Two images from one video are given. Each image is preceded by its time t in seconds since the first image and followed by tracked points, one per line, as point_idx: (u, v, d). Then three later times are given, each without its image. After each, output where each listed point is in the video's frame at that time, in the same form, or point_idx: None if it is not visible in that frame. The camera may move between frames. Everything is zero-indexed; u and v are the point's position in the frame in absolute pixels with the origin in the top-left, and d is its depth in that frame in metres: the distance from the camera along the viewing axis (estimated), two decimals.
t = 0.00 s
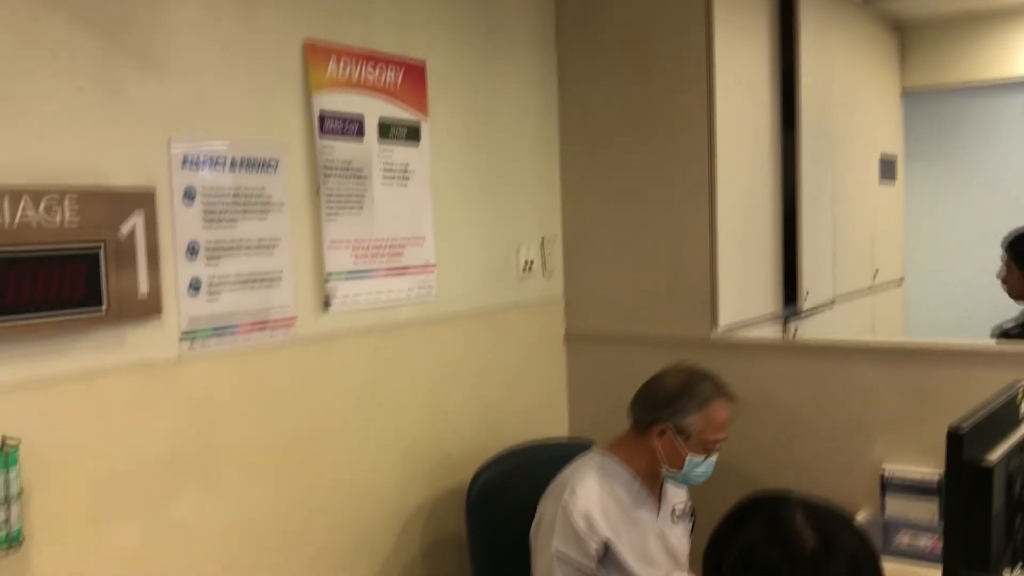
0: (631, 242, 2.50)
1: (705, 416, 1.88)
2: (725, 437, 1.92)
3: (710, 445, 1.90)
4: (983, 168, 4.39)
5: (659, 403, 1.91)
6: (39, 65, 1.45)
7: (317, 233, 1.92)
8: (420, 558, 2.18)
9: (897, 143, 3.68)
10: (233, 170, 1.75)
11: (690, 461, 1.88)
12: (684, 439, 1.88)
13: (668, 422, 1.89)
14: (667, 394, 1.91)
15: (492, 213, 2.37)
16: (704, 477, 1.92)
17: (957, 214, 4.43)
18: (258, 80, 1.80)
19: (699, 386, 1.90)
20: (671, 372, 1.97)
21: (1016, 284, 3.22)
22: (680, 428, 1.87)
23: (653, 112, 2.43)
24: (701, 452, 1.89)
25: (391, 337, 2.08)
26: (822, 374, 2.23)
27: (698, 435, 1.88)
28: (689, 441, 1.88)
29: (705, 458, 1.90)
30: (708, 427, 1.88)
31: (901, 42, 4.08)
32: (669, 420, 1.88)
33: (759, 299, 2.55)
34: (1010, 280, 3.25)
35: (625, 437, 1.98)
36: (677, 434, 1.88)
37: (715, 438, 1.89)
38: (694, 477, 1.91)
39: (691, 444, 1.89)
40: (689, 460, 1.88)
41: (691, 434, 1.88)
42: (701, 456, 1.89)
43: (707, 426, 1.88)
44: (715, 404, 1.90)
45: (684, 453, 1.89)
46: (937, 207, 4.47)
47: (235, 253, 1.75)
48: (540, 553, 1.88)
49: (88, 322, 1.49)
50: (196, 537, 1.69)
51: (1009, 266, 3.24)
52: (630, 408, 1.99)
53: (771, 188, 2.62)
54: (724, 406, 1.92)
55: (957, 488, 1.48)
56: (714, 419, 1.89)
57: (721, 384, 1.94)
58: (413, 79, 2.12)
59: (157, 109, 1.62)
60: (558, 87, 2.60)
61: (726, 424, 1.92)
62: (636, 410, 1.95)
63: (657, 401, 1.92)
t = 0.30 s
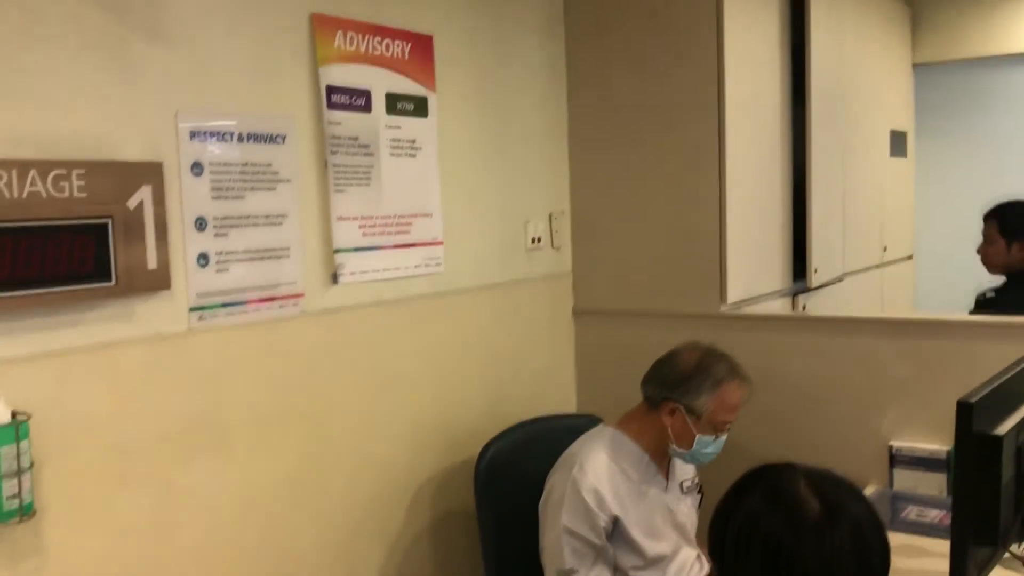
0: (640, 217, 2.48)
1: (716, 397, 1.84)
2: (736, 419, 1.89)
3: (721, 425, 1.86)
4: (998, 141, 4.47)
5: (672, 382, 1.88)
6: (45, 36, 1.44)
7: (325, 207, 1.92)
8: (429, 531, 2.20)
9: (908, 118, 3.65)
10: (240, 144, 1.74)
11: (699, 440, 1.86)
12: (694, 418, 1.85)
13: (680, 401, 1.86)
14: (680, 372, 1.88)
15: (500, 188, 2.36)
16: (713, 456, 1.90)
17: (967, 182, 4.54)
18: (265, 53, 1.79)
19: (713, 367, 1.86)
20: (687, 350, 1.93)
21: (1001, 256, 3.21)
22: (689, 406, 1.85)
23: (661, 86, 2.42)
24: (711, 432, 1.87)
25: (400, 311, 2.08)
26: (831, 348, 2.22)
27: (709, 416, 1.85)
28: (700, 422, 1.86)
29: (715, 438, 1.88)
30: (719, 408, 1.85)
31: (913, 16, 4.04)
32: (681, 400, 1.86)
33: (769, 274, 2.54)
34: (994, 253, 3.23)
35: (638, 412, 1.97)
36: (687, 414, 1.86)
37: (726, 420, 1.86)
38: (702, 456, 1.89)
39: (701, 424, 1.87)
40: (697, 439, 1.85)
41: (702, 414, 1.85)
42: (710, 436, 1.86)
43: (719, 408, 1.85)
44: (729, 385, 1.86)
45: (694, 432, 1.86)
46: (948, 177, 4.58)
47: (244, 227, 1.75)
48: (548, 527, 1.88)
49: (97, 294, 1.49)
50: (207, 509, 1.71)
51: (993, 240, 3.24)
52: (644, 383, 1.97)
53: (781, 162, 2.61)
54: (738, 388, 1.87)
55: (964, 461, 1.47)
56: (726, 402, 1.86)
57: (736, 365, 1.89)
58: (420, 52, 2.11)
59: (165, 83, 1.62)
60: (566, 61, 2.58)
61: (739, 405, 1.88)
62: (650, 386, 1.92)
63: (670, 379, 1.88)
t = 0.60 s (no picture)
0: (649, 196, 2.47)
1: (727, 378, 1.83)
2: (748, 400, 1.88)
3: (732, 406, 1.86)
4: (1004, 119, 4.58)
5: (684, 361, 1.87)
6: (51, 13, 1.43)
7: (335, 186, 1.92)
8: (439, 510, 2.21)
9: (920, 97, 3.63)
10: (249, 122, 1.73)
11: (709, 420, 1.86)
12: (704, 399, 1.85)
13: (691, 381, 1.85)
14: (691, 352, 1.87)
15: (509, 167, 2.35)
16: (723, 435, 1.90)
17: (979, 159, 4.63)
18: (273, 30, 1.78)
19: (724, 348, 1.85)
20: (699, 330, 1.92)
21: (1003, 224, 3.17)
22: (700, 387, 1.84)
23: (671, 65, 2.40)
24: (721, 413, 1.86)
25: (409, 291, 2.08)
26: (841, 328, 2.22)
27: (720, 397, 1.84)
28: (710, 402, 1.85)
29: (726, 418, 1.87)
30: (730, 389, 1.84)
31: None
32: (692, 380, 1.85)
33: (779, 253, 2.53)
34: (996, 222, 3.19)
35: (650, 390, 1.97)
36: (698, 394, 1.85)
37: (737, 401, 1.85)
38: (712, 435, 1.89)
39: (711, 404, 1.86)
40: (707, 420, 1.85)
41: (712, 395, 1.84)
42: (721, 416, 1.86)
43: (730, 388, 1.84)
44: (740, 366, 1.85)
45: (704, 412, 1.86)
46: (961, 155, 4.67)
47: (253, 206, 1.75)
48: (558, 506, 1.88)
49: (107, 273, 1.49)
50: (218, 487, 1.71)
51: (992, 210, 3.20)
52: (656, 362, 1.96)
53: (791, 141, 2.59)
54: (750, 369, 1.86)
55: (976, 437, 1.46)
56: (738, 382, 1.85)
57: (748, 346, 1.88)
58: (429, 30, 2.09)
59: (172, 60, 1.61)
60: (576, 40, 2.56)
61: (750, 386, 1.87)
62: (661, 365, 1.92)
63: (682, 358, 1.88)
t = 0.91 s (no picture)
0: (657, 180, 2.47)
1: (736, 364, 1.82)
2: (756, 386, 1.87)
3: (740, 392, 1.85)
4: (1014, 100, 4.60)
5: (693, 346, 1.86)
6: None
7: (342, 170, 1.91)
8: (447, 493, 2.21)
9: (930, 80, 3.61)
10: (256, 105, 1.73)
11: (717, 405, 1.85)
12: (712, 383, 1.84)
13: (700, 366, 1.85)
14: (700, 336, 1.86)
15: (517, 151, 2.34)
16: (730, 422, 1.89)
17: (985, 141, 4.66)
18: (280, 13, 1.77)
19: (734, 333, 1.84)
20: (709, 315, 1.91)
21: (1006, 206, 3.15)
22: (708, 371, 1.83)
23: (679, 47, 2.39)
24: (729, 399, 1.85)
25: (417, 275, 2.08)
26: (850, 312, 2.21)
27: (728, 382, 1.83)
28: (718, 388, 1.84)
29: (733, 404, 1.86)
30: (739, 374, 1.83)
31: None
32: (701, 365, 1.84)
33: (787, 237, 2.52)
34: (999, 204, 3.16)
35: (659, 374, 1.96)
36: (707, 379, 1.85)
37: (745, 387, 1.84)
38: (720, 422, 1.88)
39: (719, 389, 1.85)
40: (715, 405, 1.84)
41: (721, 380, 1.84)
42: (728, 402, 1.85)
43: (738, 374, 1.83)
44: (749, 353, 1.84)
45: (711, 397, 1.85)
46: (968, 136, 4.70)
47: (260, 189, 1.75)
48: (564, 491, 1.86)
49: (116, 256, 1.50)
50: (227, 470, 1.72)
51: (994, 191, 3.17)
52: (666, 345, 1.95)
53: (800, 124, 2.58)
54: (759, 356, 1.85)
55: (985, 421, 1.45)
56: (746, 368, 1.84)
57: (759, 333, 1.87)
58: (436, 13, 2.08)
59: (179, 43, 1.61)
60: (584, 22, 2.55)
61: (759, 373, 1.86)
62: (670, 349, 1.91)
63: (690, 343, 1.87)
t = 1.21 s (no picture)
0: (663, 165, 2.46)
1: (743, 350, 1.82)
2: (762, 372, 1.86)
3: (747, 378, 1.84)
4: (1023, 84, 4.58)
5: (700, 331, 1.85)
6: None
7: (348, 154, 1.91)
8: (453, 478, 2.22)
9: (937, 64, 3.59)
10: (261, 90, 1.73)
11: (723, 391, 1.85)
12: (718, 369, 1.83)
13: (706, 351, 1.84)
14: (707, 322, 1.85)
15: (522, 136, 2.34)
16: (736, 408, 1.89)
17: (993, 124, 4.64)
18: None
19: (740, 319, 1.83)
20: (715, 300, 1.90)
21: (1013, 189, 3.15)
22: (715, 357, 1.82)
23: (686, 31, 2.37)
24: (735, 384, 1.85)
25: (422, 260, 2.08)
26: (856, 297, 2.21)
27: (734, 368, 1.83)
28: (724, 373, 1.83)
29: (739, 390, 1.86)
30: (745, 360, 1.82)
31: None
32: (707, 350, 1.83)
33: (793, 222, 2.52)
34: (1006, 187, 3.16)
35: (665, 359, 1.95)
36: (713, 364, 1.84)
37: (751, 372, 1.83)
38: (726, 408, 1.88)
39: (725, 375, 1.85)
40: (721, 390, 1.84)
41: (727, 365, 1.83)
42: (734, 387, 1.84)
43: (745, 359, 1.82)
44: (756, 338, 1.83)
45: (717, 382, 1.85)
46: (975, 119, 4.68)
47: (266, 174, 1.75)
48: (569, 476, 1.86)
49: (122, 240, 1.50)
50: (234, 454, 1.73)
51: (1001, 174, 3.17)
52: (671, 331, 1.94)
53: (807, 108, 2.57)
54: (766, 341, 1.84)
55: (994, 404, 1.44)
56: (753, 353, 1.83)
57: (764, 319, 1.86)
58: None
59: (184, 27, 1.60)
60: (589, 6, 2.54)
61: (765, 358, 1.85)
62: (676, 334, 1.90)
63: (697, 328, 1.86)
